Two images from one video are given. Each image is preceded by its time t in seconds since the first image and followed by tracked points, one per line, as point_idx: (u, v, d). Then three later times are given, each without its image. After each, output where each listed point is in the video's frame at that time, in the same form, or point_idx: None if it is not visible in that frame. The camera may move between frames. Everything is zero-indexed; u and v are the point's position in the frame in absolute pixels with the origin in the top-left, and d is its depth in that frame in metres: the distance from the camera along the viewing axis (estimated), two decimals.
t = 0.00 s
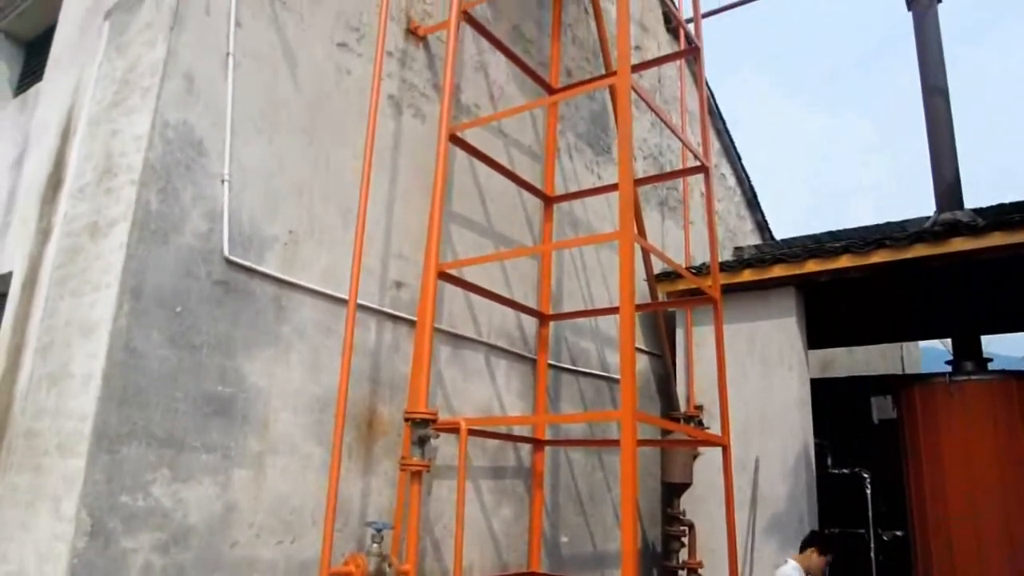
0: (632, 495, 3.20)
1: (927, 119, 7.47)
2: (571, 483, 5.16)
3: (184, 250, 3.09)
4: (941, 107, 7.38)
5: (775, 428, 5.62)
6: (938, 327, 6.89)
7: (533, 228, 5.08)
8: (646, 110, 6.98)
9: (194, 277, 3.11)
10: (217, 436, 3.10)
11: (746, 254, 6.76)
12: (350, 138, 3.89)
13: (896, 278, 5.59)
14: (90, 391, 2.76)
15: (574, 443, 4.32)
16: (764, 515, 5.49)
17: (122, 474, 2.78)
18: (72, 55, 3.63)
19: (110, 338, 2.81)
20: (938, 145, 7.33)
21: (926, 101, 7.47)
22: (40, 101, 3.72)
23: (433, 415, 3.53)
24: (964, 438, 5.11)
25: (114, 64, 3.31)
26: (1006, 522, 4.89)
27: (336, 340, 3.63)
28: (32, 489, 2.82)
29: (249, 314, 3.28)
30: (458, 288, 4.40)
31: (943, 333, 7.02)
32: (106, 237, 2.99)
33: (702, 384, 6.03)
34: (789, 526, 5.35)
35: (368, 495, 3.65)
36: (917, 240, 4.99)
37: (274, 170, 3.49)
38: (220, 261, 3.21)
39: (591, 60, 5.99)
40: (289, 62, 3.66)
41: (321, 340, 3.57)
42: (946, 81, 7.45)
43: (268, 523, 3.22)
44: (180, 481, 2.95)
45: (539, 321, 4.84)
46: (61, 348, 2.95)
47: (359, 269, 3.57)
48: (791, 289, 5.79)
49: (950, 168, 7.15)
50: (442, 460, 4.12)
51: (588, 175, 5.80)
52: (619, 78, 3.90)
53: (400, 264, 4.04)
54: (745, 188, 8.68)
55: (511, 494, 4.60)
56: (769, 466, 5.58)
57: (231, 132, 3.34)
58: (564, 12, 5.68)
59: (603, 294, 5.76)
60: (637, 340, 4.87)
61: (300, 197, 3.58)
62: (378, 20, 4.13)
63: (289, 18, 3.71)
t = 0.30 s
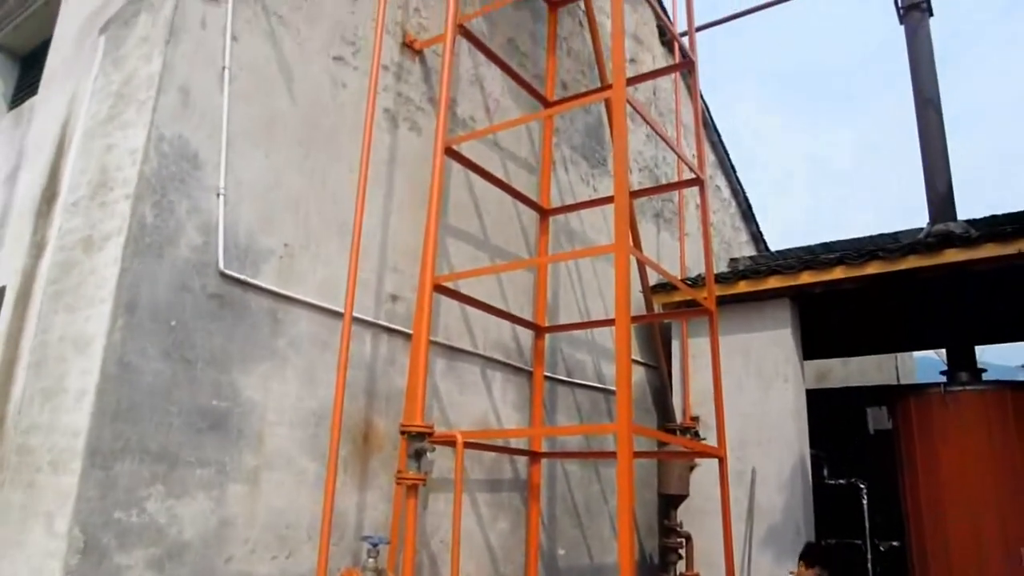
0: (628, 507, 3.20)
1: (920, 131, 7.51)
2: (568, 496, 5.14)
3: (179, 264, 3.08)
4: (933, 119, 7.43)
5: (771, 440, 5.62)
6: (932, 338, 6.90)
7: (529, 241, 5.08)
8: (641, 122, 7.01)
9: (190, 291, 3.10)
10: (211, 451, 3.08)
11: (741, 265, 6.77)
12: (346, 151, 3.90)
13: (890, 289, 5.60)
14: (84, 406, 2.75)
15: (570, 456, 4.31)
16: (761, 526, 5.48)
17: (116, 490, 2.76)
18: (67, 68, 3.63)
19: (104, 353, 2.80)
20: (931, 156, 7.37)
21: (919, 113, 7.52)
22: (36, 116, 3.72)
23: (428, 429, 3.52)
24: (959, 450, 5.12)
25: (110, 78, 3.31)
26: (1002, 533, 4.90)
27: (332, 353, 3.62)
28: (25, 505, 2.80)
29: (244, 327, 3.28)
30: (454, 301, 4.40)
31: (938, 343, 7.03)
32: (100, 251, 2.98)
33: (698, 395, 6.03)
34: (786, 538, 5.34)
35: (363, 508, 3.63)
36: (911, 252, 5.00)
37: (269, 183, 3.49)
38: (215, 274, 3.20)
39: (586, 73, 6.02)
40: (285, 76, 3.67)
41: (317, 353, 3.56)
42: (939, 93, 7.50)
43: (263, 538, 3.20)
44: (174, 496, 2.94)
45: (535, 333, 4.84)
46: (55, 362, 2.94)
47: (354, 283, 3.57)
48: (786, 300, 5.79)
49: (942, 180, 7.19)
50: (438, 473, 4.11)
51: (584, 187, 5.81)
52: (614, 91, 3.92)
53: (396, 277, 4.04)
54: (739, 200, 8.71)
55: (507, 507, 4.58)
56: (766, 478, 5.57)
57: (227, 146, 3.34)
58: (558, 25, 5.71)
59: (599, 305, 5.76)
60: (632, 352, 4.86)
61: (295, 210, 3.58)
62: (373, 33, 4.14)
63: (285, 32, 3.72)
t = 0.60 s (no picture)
0: (626, 523, 3.19)
1: (916, 147, 7.54)
2: (566, 511, 5.13)
3: (178, 279, 3.08)
4: (929, 135, 7.46)
5: (770, 455, 5.61)
6: (930, 353, 6.90)
7: (527, 256, 5.09)
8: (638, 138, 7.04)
9: (189, 305, 3.10)
10: (209, 467, 3.07)
11: (739, 280, 6.78)
12: (345, 167, 3.91)
13: (888, 304, 5.61)
14: (82, 421, 2.75)
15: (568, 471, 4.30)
16: (760, 542, 5.45)
17: (113, 506, 2.75)
18: (68, 84, 3.65)
19: (103, 368, 2.79)
20: (927, 172, 7.40)
21: (915, 129, 7.56)
22: (37, 130, 3.74)
23: (426, 444, 3.52)
24: (958, 463, 5.11)
25: (111, 93, 3.32)
26: (1007, 552, 4.87)
27: (330, 368, 3.62)
28: (21, 520, 2.79)
29: (243, 342, 3.28)
30: (452, 316, 4.40)
31: (936, 358, 7.02)
32: (100, 265, 2.99)
33: (697, 410, 6.02)
34: (786, 553, 5.31)
35: (361, 524, 3.62)
36: (909, 267, 5.02)
37: (268, 198, 3.50)
38: (215, 289, 3.21)
39: (584, 89, 6.05)
40: (285, 92, 3.69)
41: (315, 368, 3.56)
42: (935, 109, 7.54)
43: (260, 554, 3.19)
44: (171, 512, 2.92)
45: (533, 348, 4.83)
46: (54, 377, 2.94)
47: (353, 298, 3.57)
48: (784, 315, 5.80)
49: (939, 195, 7.22)
50: (437, 489, 4.09)
51: (582, 202, 5.83)
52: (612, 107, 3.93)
53: (394, 292, 4.04)
54: (737, 215, 8.73)
55: (506, 523, 4.56)
56: (765, 494, 5.55)
57: (227, 161, 3.36)
58: (556, 42, 5.74)
59: (597, 320, 5.76)
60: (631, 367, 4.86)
61: (295, 225, 3.59)
62: (373, 50, 4.17)
63: (285, 48, 3.74)
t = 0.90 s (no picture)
0: (626, 542, 3.18)
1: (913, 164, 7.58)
2: (566, 530, 5.10)
3: (179, 296, 3.09)
4: (926, 152, 7.50)
5: (770, 473, 5.59)
6: (929, 370, 6.90)
7: (526, 273, 5.10)
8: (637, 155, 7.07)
9: (188, 323, 3.10)
10: (207, 485, 3.06)
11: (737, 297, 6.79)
12: (346, 185, 3.93)
13: (887, 322, 5.61)
14: (80, 439, 2.74)
15: (567, 489, 4.29)
16: (761, 561, 5.42)
17: (111, 525, 2.74)
18: (70, 102, 3.67)
19: (102, 387, 2.79)
20: (924, 189, 7.43)
21: (911, 147, 7.60)
22: (38, 149, 3.75)
23: (425, 463, 3.52)
24: (958, 479, 5.11)
25: (113, 112, 3.34)
26: (1009, 566, 4.85)
27: (329, 385, 3.62)
28: (18, 539, 2.78)
29: (242, 360, 3.28)
30: (452, 334, 4.40)
31: (935, 375, 7.02)
32: (101, 283, 2.99)
33: (697, 428, 6.01)
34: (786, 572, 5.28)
35: (359, 543, 3.60)
36: (907, 284, 5.03)
37: (269, 216, 3.51)
38: (214, 307, 3.21)
39: (582, 107, 6.09)
40: (286, 111, 3.71)
41: (314, 386, 3.55)
42: (931, 127, 7.59)
43: (257, 573, 3.17)
44: (169, 531, 2.91)
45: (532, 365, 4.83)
46: (52, 395, 2.93)
47: (353, 315, 3.58)
48: (783, 332, 5.80)
49: (936, 213, 7.25)
50: (436, 507, 4.08)
51: (581, 220, 5.84)
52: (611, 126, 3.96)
53: (393, 310, 4.04)
54: (735, 232, 8.76)
55: (505, 541, 4.55)
56: (765, 512, 5.53)
57: (228, 180, 3.37)
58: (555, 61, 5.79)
59: (596, 337, 5.76)
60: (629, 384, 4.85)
61: (295, 243, 3.60)
62: (373, 69, 4.19)
63: (287, 68, 3.76)
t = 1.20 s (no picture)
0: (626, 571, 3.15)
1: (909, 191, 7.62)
2: (565, 558, 5.06)
3: (178, 324, 3.09)
4: (922, 179, 7.55)
5: (771, 500, 5.56)
6: (928, 395, 6.88)
7: (525, 299, 5.10)
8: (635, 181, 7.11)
9: (188, 350, 3.10)
10: (204, 514, 3.04)
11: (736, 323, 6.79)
12: (346, 212, 3.94)
13: (886, 348, 5.61)
14: (78, 467, 2.73)
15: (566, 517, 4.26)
16: None
17: (107, 555, 2.72)
18: (73, 130, 3.69)
19: (100, 414, 2.78)
20: (920, 216, 7.47)
21: (907, 173, 7.64)
22: (40, 176, 3.77)
23: (424, 491, 3.49)
24: (959, 504, 5.09)
25: (116, 140, 3.37)
26: (1008, 566, 4.85)
27: (328, 412, 3.60)
28: (12, 568, 2.75)
29: (241, 387, 3.27)
30: (450, 360, 4.39)
31: (935, 400, 7.00)
32: (101, 309, 2.99)
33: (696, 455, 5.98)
34: None
35: (357, 572, 3.56)
36: (905, 310, 5.03)
37: (269, 244, 3.52)
38: (214, 334, 3.21)
39: (581, 134, 6.13)
40: (287, 139, 3.73)
41: (313, 413, 3.54)
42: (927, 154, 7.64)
43: None
44: (165, 560, 2.88)
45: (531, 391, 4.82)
46: (50, 423, 2.92)
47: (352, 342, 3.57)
48: (782, 358, 5.80)
49: (933, 239, 7.29)
50: (434, 536, 4.05)
51: (580, 246, 5.86)
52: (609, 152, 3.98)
53: (393, 336, 4.04)
54: (734, 257, 8.78)
55: (504, 570, 4.50)
56: (766, 539, 5.49)
57: (229, 207, 3.38)
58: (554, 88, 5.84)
59: (595, 363, 5.76)
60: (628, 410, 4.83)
61: (294, 270, 3.61)
62: (374, 97, 4.23)
63: (288, 96, 3.80)
